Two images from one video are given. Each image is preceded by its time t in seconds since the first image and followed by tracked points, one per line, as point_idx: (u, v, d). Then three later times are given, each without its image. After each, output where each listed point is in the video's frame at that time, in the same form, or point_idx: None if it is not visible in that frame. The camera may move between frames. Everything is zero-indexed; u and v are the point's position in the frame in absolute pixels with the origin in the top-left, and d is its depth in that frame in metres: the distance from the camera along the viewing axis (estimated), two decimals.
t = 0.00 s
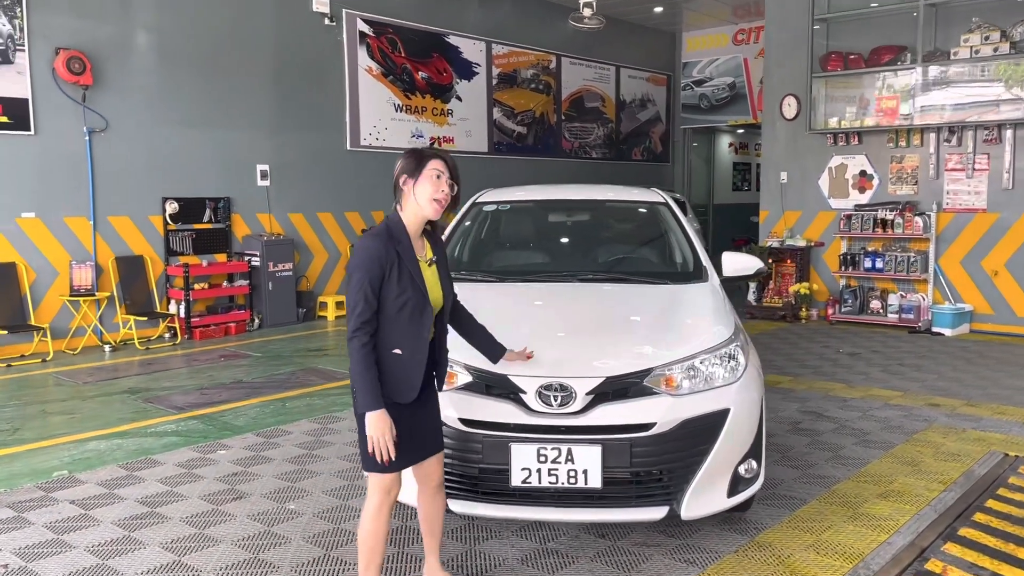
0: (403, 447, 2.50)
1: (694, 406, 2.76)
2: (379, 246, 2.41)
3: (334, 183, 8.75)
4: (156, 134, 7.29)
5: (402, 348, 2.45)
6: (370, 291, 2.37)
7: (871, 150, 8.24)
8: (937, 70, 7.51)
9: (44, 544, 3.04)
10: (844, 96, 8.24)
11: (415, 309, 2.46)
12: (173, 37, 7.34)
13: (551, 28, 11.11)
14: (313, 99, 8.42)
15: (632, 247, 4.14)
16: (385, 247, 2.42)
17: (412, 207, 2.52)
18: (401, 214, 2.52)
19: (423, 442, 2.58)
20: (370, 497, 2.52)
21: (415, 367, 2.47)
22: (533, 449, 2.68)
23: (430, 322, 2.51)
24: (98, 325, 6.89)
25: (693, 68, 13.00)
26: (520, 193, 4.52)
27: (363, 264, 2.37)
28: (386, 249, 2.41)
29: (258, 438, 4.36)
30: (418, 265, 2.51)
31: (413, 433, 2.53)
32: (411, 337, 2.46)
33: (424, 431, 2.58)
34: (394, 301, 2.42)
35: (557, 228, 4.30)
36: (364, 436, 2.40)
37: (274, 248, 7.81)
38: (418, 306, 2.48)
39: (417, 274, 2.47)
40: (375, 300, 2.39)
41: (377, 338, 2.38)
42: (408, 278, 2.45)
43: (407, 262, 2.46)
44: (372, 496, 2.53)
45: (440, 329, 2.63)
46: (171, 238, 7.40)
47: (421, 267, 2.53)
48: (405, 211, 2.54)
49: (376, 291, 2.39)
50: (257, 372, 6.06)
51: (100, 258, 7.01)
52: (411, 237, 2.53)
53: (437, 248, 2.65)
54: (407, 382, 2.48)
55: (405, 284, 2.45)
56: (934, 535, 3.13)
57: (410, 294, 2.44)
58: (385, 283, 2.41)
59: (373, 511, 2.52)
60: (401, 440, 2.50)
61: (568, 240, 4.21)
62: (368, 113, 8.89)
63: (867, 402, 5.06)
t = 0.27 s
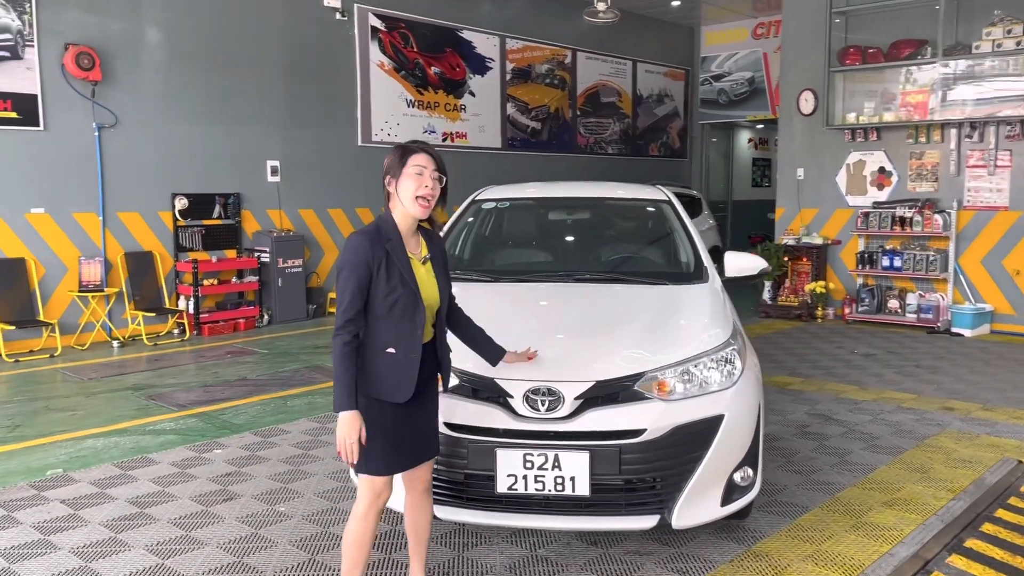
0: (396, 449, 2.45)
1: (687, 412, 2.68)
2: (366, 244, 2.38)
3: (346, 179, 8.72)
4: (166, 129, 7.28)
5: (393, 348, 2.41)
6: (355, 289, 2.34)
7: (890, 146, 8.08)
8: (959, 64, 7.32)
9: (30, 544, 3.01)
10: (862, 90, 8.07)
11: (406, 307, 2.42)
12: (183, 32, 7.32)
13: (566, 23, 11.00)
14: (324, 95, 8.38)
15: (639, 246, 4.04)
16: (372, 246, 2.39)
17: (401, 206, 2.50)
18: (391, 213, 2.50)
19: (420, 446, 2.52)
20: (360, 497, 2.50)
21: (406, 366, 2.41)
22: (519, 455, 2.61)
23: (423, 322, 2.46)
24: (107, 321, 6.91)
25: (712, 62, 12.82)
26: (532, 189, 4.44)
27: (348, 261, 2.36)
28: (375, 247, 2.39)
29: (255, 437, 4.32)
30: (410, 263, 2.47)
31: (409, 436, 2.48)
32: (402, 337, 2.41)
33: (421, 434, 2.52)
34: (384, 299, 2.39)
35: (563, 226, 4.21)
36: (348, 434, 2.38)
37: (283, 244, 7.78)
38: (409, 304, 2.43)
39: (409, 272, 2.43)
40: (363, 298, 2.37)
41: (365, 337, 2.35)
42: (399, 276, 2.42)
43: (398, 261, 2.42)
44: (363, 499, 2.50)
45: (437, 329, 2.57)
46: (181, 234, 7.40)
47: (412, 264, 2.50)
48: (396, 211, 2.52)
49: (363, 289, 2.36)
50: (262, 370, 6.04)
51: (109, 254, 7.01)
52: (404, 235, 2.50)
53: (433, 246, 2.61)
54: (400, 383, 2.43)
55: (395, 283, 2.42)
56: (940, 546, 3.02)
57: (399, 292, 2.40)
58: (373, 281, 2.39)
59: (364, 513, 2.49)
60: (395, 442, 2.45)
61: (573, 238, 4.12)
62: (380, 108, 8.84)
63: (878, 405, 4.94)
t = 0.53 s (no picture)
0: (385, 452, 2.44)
1: (675, 422, 2.58)
2: (355, 245, 2.38)
3: (361, 175, 8.67)
4: (179, 125, 7.28)
5: (381, 350, 2.40)
6: (341, 289, 2.35)
7: (914, 143, 7.87)
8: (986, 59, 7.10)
9: (13, 545, 2.98)
10: (886, 84, 7.88)
11: (392, 310, 2.40)
12: (197, 28, 7.32)
13: (586, 17, 10.86)
14: (339, 91, 8.35)
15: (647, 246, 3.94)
16: (361, 247, 2.38)
17: (392, 212, 2.47)
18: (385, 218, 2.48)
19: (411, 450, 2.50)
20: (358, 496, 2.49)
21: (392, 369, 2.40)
22: (500, 464, 2.53)
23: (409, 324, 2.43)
24: (119, 317, 6.93)
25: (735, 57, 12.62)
26: (545, 185, 4.33)
27: (336, 263, 2.37)
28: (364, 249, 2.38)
29: (252, 437, 4.28)
30: (401, 265, 2.45)
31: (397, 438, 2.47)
32: (388, 339, 2.40)
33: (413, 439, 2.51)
34: (370, 302, 2.38)
35: (569, 225, 4.12)
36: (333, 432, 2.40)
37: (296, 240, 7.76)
38: (397, 306, 2.41)
39: (397, 275, 2.41)
40: (351, 300, 2.37)
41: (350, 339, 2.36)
42: (387, 279, 2.41)
43: (387, 263, 2.41)
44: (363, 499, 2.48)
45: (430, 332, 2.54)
46: (193, 230, 7.41)
47: (403, 266, 2.47)
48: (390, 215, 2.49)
49: (350, 290, 2.36)
50: (269, 368, 6.02)
51: (122, 249, 7.04)
52: (398, 240, 2.47)
53: (431, 249, 2.57)
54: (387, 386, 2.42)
55: (383, 285, 2.40)
56: (944, 563, 2.90)
57: (386, 294, 2.39)
58: (361, 282, 2.38)
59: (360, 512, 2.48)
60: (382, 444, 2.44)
61: (580, 238, 4.03)
62: (395, 104, 8.78)
63: (892, 411, 4.80)
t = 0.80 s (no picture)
0: (379, 452, 2.37)
1: (669, 422, 2.50)
2: (348, 239, 2.27)
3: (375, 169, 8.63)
4: (192, 118, 7.28)
5: (374, 346, 2.30)
6: (333, 283, 2.25)
7: (937, 138, 7.70)
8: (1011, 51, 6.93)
9: (4, 539, 2.97)
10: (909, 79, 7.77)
11: (385, 306, 2.30)
12: (210, 21, 7.31)
13: (605, 10, 10.75)
14: (353, 84, 8.31)
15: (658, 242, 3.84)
16: (356, 241, 2.28)
17: (392, 207, 2.37)
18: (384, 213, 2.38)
19: (406, 449, 2.42)
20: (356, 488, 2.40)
21: (386, 366, 2.31)
22: (487, 464, 2.47)
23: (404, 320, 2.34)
24: (131, 309, 6.95)
25: (757, 51, 12.44)
26: (558, 180, 4.26)
27: (330, 257, 2.27)
28: (358, 243, 2.28)
29: (254, 432, 4.25)
30: (396, 260, 2.34)
31: (390, 437, 2.38)
32: (381, 336, 2.31)
33: (408, 437, 2.43)
34: (364, 298, 2.29)
35: (578, 220, 4.03)
36: (323, 429, 2.32)
37: (309, 234, 7.74)
38: (390, 303, 2.31)
39: (392, 270, 2.31)
40: (344, 296, 2.28)
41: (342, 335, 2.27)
42: (382, 274, 2.30)
43: (383, 257, 2.30)
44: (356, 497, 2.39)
45: (426, 329, 2.45)
46: (206, 224, 7.41)
47: (398, 261, 2.37)
48: (389, 211, 2.39)
49: (342, 284, 2.26)
50: (278, 362, 6.00)
51: (134, 242, 7.06)
52: (395, 235, 2.37)
53: (429, 245, 2.46)
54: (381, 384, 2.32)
55: (377, 280, 2.30)
56: (951, 571, 2.80)
57: (380, 290, 2.29)
58: (354, 277, 2.28)
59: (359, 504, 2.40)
60: (374, 443, 2.36)
61: (588, 233, 3.95)
62: (410, 98, 8.74)
63: (907, 412, 4.68)
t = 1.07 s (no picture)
0: (378, 452, 2.28)
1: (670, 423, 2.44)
2: (348, 233, 2.17)
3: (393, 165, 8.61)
4: (210, 114, 7.30)
5: (374, 344, 2.21)
6: (331, 278, 2.15)
7: (964, 133, 7.53)
8: None
9: (5, 533, 2.97)
10: (938, 74, 7.68)
11: (385, 303, 2.21)
12: (228, 17, 7.32)
13: (627, 4, 10.65)
14: (371, 80, 8.30)
15: (673, 237, 3.75)
16: (356, 236, 2.18)
17: (395, 203, 2.27)
18: (387, 210, 2.27)
19: (406, 450, 2.34)
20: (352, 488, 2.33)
21: (386, 364, 2.22)
22: (483, 464, 2.42)
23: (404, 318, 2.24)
24: (149, 304, 6.99)
25: (782, 46, 12.28)
26: (576, 175, 4.20)
27: (329, 252, 2.17)
28: (358, 238, 2.18)
29: (262, 428, 4.24)
30: (397, 257, 2.24)
31: (388, 439, 2.29)
32: (381, 334, 2.21)
33: (409, 438, 2.34)
34: (364, 294, 2.19)
35: (591, 216, 3.97)
36: (322, 428, 2.22)
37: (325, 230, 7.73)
38: (390, 300, 2.22)
39: (393, 266, 2.21)
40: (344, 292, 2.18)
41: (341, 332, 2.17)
42: (383, 270, 2.21)
43: (383, 253, 2.21)
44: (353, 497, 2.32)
45: (427, 329, 2.34)
46: (224, 219, 7.43)
47: (400, 257, 2.26)
48: (392, 207, 2.28)
49: (342, 280, 2.16)
50: (291, 358, 5.99)
51: (152, 238, 7.08)
52: (396, 231, 2.26)
53: (432, 240, 2.33)
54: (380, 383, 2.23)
55: (377, 276, 2.20)
56: None
57: (381, 287, 2.19)
58: (353, 272, 2.18)
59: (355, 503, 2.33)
60: (372, 444, 2.27)
61: (603, 229, 3.88)
62: (428, 93, 8.71)
63: (927, 413, 4.57)
